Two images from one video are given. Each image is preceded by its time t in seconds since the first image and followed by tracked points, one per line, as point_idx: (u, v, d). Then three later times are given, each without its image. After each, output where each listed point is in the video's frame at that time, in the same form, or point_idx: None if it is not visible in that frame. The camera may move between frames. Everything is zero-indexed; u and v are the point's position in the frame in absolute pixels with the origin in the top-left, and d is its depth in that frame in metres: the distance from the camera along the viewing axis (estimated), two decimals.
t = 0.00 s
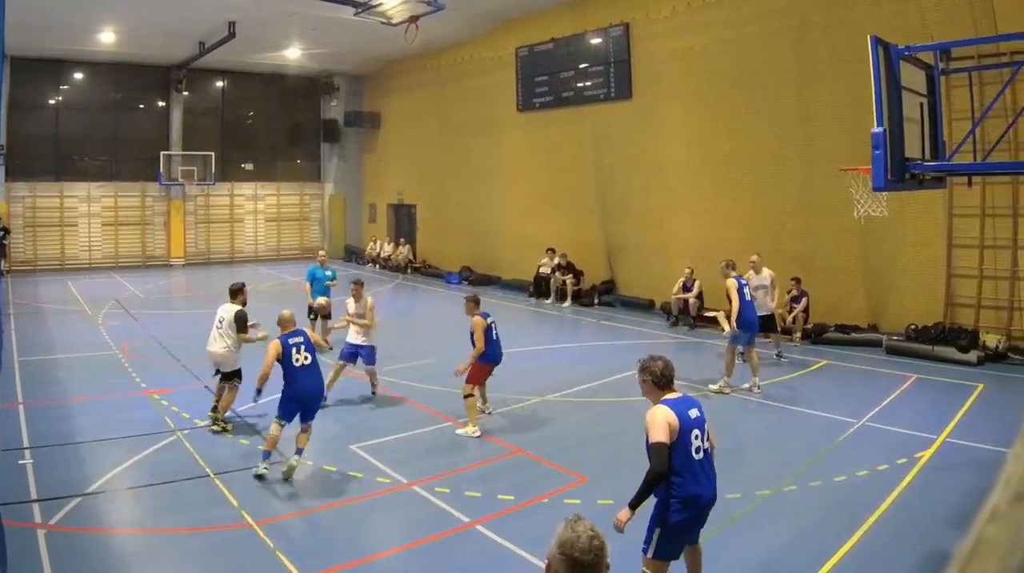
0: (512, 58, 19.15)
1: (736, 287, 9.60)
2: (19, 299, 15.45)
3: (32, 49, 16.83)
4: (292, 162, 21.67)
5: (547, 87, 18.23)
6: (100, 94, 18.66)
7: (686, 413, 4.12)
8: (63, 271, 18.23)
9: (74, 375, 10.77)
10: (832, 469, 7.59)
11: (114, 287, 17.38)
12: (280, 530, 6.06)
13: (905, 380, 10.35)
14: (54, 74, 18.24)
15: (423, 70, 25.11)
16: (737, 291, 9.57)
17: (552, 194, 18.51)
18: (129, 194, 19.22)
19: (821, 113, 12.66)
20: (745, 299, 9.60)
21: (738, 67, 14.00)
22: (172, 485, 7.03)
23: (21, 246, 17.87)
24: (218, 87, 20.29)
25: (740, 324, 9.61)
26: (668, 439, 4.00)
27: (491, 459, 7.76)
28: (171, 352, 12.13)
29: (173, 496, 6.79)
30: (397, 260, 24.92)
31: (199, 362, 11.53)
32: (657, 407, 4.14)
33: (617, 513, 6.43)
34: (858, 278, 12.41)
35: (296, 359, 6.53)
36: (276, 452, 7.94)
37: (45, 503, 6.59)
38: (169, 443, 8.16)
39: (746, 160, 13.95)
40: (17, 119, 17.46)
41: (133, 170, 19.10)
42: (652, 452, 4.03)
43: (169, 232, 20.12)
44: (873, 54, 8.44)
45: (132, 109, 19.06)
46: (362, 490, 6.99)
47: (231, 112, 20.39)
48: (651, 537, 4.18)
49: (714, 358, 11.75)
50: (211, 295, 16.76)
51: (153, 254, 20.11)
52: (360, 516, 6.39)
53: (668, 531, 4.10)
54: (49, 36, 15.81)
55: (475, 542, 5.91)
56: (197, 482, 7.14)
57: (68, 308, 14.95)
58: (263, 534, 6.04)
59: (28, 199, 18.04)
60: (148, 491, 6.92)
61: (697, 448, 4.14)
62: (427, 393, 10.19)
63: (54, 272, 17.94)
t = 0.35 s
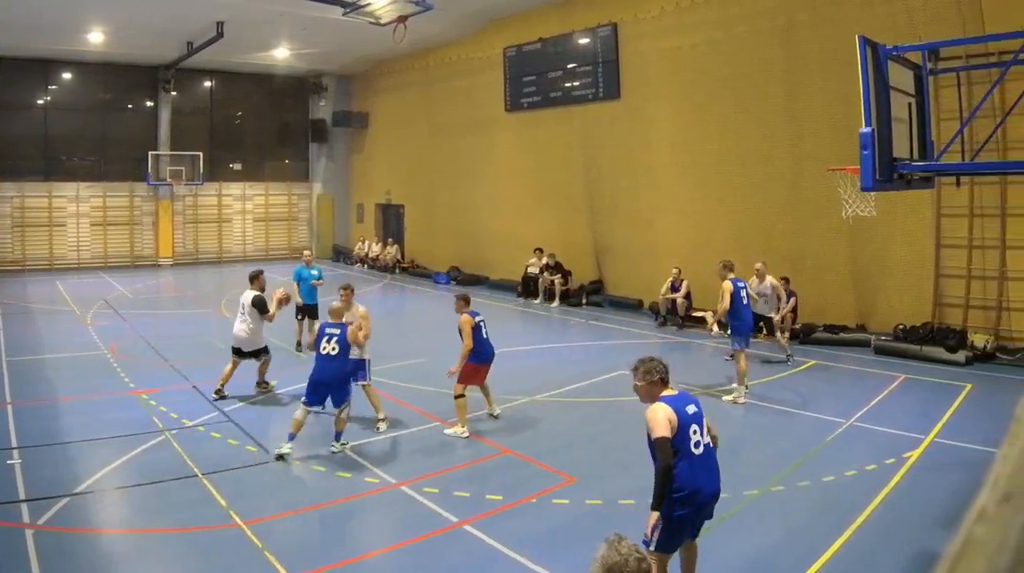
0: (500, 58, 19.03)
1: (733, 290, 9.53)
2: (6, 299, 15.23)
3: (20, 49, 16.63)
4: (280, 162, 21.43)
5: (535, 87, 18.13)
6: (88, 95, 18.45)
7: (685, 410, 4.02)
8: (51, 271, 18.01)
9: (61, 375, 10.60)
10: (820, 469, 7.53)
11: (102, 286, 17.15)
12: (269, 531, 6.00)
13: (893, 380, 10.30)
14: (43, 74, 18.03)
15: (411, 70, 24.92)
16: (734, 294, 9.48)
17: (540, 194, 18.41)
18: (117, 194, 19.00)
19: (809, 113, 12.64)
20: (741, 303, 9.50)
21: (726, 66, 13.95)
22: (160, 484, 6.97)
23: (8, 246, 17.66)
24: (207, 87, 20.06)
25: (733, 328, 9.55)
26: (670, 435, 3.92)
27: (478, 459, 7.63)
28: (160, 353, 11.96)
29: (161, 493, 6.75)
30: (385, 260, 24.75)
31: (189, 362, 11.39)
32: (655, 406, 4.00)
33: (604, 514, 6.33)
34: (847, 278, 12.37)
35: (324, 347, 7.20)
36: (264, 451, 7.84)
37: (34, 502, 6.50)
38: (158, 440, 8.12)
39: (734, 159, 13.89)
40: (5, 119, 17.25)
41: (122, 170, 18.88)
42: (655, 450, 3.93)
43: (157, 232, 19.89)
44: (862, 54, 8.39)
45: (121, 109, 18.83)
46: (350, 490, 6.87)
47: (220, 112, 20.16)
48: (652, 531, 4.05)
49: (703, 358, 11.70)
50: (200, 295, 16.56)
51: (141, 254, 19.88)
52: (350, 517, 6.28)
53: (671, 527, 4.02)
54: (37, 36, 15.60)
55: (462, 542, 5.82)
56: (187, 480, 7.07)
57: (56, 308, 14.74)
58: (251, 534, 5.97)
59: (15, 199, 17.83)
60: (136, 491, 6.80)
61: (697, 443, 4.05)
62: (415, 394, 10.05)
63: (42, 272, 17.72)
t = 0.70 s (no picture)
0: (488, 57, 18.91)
1: (724, 290, 9.43)
2: None
3: (8, 48, 16.45)
4: (269, 162, 21.21)
5: (523, 87, 18.03)
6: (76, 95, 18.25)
7: (696, 411, 4.05)
8: (38, 271, 17.80)
9: (47, 375, 10.42)
10: (808, 468, 7.46)
11: (90, 287, 16.95)
12: (259, 532, 5.89)
13: (881, 380, 10.26)
14: (31, 74, 17.82)
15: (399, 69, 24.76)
16: (726, 294, 9.39)
17: (529, 194, 18.31)
18: (105, 194, 18.79)
19: (797, 113, 12.60)
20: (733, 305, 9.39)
21: (713, 66, 13.89)
22: (149, 484, 6.87)
23: None
24: (195, 87, 19.86)
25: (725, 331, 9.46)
26: (684, 431, 3.95)
27: (466, 459, 7.51)
28: (148, 353, 11.79)
29: (150, 493, 6.65)
30: (373, 261, 24.57)
31: (178, 362, 11.22)
32: (666, 406, 4.03)
33: (591, 514, 6.24)
34: (836, 278, 12.32)
35: (368, 334, 7.49)
36: (253, 452, 7.74)
37: (21, 503, 6.40)
38: (146, 440, 8.02)
39: (722, 158, 13.82)
40: None
41: (110, 170, 18.66)
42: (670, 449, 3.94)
43: (145, 232, 19.67)
44: (850, 54, 8.32)
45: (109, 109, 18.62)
46: (338, 491, 6.76)
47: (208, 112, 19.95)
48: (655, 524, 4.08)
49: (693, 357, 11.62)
50: (188, 295, 16.36)
51: (130, 254, 19.67)
52: (339, 517, 6.18)
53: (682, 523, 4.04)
54: (26, 35, 15.40)
55: (451, 542, 5.73)
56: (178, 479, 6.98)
57: (44, 308, 14.54)
58: (239, 534, 5.88)
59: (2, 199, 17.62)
60: (124, 490, 6.70)
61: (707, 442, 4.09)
62: (403, 394, 9.91)
63: (29, 272, 17.50)
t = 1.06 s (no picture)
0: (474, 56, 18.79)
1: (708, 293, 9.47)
2: None
3: None
4: (256, 162, 20.96)
5: (510, 86, 17.91)
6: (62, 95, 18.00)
7: (679, 420, 3.91)
8: (24, 271, 17.55)
9: (31, 375, 10.21)
10: (794, 469, 7.38)
11: (77, 286, 16.72)
12: (247, 532, 5.77)
13: (867, 380, 10.20)
14: (18, 74, 17.59)
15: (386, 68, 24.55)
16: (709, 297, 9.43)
17: (517, 193, 18.18)
18: (92, 194, 18.55)
19: (783, 112, 12.55)
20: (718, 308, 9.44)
21: (699, 66, 13.82)
22: (135, 483, 6.75)
23: None
24: (183, 87, 19.64)
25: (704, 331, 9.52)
26: (666, 444, 3.80)
27: (452, 460, 7.36)
28: (135, 352, 11.59)
29: (135, 494, 6.53)
30: (360, 260, 24.35)
31: (165, 362, 11.03)
32: (650, 412, 3.91)
33: (578, 514, 6.13)
34: (823, 278, 12.26)
35: (398, 332, 7.35)
36: (239, 452, 7.61)
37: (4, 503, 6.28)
38: (133, 440, 7.88)
39: (709, 158, 13.75)
40: None
41: (97, 170, 18.42)
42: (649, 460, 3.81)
43: (132, 232, 19.42)
44: (836, 54, 8.25)
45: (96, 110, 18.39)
46: (323, 491, 6.63)
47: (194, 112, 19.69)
48: (637, 538, 3.98)
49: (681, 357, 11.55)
50: (175, 295, 16.13)
51: (117, 254, 19.42)
52: (323, 517, 6.06)
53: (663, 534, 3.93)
54: (12, 36, 15.19)
55: (435, 542, 5.61)
56: (162, 480, 6.84)
57: (31, 309, 14.30)
58: (225, 533, 5.77)
59: None
60: (111, 491, 6.58)
61: (688, 453, 3.95)
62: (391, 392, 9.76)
63: (15, 273, 17.25)
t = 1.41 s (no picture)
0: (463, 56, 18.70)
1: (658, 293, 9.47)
2: None
3: None
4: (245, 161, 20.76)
5: (498, 87, 17.81)
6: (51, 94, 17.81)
7: (647, 415, 3.79)
8: (11, 272, 17.34)
9: (17, 375, 10.03)
10: (783, 469, 7.31)
11: (65, 286, 16.51)
12: (236, 532, 5.66)
13: (856, 380, 10.15)
14: (6, 74, 17.38)
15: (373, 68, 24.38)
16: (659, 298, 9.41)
17: (505, 192, 18.07)
18: (80, 194, 18.35)
19: (771, 112, 12.50)
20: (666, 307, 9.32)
21: (687, 65, 13.75)
22: (123, 484, 6.61)
23: None
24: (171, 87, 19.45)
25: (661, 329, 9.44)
26: (626, 440, 3.71)
27: (439, 460, 7.23)
28: (124, 352, 11.43)
29: (125, 493, 6.41)
30: (348, 260, 24.17)
31: (154, 362, 10.87)
32: (617, 405, 3.81)
33: (566, 515, 6.02)
34: (811, 277, 12.22)
35: (408, 336, 7.17)
36: (227, 452, 7.47)
37: None
38: (122, 439, 7.74)
39: (697, 157, 13.66)
40: None
41: (85, 170, 18.22)
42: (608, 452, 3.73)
43: (120, 232, 19.21)
44: (825, 54, 8.20)
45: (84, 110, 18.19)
46: (311, 491, 6.50)
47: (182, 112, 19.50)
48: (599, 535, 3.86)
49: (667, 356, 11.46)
50: (162, 295, 15.93)
51: (105, 254, 19.22)
52: (310, 517, 5.94)
53: (622, 535, 3.80)
54: None
55: (422, 542, 5.49)
56: (147, 481, 6.70)
57: (17, 309, 14.09)
58: (213, 533, 5.65)
59: None
60: (99, 491, 6.45)
61: (653, 452, 3.81)
62: (380, 392, 9.64)
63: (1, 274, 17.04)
